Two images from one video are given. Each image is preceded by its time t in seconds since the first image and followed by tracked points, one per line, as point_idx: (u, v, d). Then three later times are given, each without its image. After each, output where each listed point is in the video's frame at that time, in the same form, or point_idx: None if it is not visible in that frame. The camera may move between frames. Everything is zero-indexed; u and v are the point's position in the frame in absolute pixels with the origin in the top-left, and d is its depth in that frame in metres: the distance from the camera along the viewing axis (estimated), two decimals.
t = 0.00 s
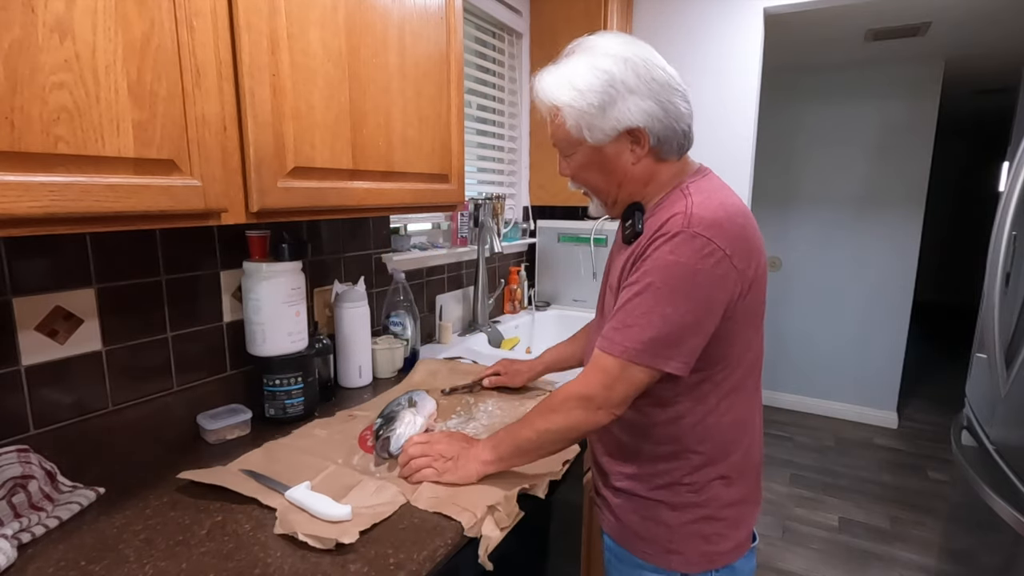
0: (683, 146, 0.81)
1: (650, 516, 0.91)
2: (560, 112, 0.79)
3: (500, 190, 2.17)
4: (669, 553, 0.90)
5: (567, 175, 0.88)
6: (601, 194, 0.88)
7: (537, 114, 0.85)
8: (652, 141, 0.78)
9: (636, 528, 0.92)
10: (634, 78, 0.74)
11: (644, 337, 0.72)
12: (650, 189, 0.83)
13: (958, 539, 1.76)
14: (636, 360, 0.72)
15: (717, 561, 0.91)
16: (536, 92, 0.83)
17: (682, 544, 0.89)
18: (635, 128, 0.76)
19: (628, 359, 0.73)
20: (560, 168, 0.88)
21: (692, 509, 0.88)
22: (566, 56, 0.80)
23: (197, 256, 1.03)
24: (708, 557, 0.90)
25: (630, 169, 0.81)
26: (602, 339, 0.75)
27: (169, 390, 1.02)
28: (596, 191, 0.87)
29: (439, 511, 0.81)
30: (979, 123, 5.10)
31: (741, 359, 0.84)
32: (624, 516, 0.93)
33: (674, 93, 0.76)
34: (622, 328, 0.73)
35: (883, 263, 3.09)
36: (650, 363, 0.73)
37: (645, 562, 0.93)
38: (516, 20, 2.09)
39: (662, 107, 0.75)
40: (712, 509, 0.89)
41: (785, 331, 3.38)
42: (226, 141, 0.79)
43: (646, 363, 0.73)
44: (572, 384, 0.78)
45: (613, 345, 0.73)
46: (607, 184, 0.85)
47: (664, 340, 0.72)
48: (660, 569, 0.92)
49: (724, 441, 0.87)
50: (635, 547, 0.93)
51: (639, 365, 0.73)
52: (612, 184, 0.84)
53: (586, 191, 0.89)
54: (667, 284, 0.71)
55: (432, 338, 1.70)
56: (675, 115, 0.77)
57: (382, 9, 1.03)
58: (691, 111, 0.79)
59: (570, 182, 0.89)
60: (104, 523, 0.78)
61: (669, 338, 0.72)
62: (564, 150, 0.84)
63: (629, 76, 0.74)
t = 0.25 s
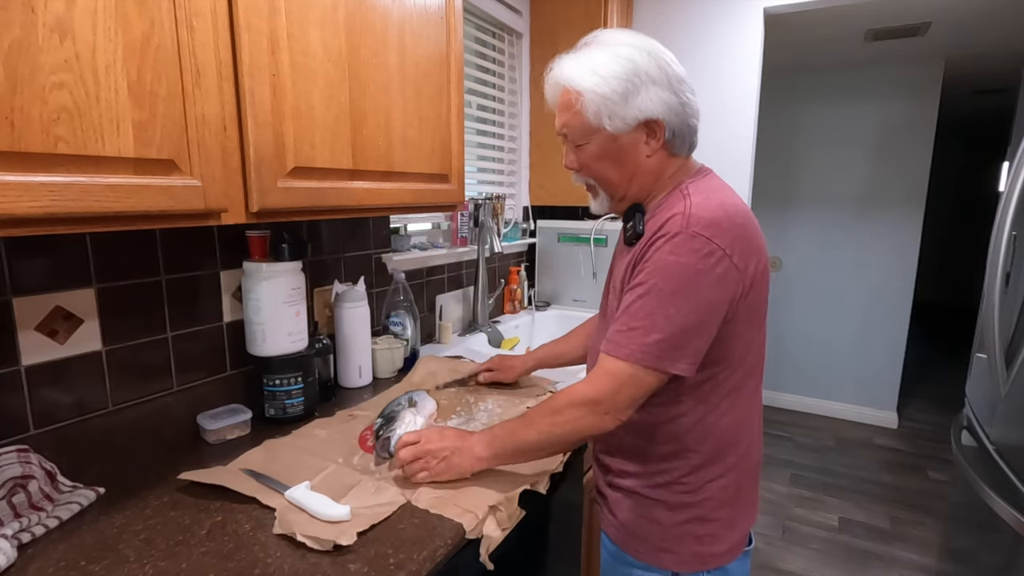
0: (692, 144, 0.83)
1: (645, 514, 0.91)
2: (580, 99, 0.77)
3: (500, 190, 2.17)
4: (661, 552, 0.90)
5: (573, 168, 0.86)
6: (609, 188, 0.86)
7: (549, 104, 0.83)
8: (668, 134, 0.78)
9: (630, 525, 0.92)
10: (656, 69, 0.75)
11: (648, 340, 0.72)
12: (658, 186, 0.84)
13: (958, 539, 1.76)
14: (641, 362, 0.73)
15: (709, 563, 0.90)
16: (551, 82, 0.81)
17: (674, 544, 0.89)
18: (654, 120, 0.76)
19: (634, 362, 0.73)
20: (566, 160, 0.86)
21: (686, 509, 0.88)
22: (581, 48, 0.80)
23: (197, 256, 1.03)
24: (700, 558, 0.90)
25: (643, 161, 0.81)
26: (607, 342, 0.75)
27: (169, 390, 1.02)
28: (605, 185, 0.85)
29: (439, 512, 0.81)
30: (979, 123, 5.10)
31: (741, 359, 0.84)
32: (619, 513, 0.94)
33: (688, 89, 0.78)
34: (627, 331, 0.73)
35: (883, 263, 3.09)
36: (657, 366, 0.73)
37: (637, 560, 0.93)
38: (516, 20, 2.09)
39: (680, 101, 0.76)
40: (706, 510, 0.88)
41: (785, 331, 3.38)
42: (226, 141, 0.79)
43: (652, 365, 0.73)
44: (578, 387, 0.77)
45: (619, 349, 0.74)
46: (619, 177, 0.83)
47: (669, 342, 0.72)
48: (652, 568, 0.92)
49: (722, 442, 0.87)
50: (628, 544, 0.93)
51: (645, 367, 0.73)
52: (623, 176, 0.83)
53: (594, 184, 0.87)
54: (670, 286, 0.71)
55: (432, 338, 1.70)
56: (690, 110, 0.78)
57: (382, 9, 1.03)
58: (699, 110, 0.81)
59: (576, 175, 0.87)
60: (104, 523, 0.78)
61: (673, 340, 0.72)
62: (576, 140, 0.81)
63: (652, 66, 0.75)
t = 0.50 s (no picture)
0: (690, 145, 0.83)
1: (638, 520, 0.91)
2: (581, 92, 0.76)
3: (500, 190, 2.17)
4: (654, 558, 0.90)
5: (569, 163, 0.86)
6: (604, 185, 0.85)
7: (547, 96, 0.82)
8: (667, 133, 0.78)
9: (624, 532, 0.93)
10: (659, 66, 0.75)
11: (622, 337, 0.69)
12: (654, 186, 0.83)
13: (958, 539, 1.77)
14: (613, 361, 0.70)
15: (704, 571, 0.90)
16: (551, 73, 0.80)
17: (667, 551, 0.89)
18: (654, 118, 0.76)
19: (607, 359, 0.70)
20: (563, 155, 0.85)
21: (679, 517, 0.88)
22: (582, 41, 0.79)
23: (197, 256, 1.03)
24: (694, 566, 0.89)
25: (641, 160, 0.81)
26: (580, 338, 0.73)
27: (169, 390, 1.02)
28: (602, 183, 0.84)
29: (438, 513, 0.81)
30: (979, 123, 5.10)
31: (733, 365, 0.84)
32: (614, 519, 0.94)
33: (689, 88, 0.78)
34: (600, 326, 0.71)
35: (883, 263, 3.09)
36: (629, 367, 0.70)
37: (631, 567, 0.93)
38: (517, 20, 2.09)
39: (681, 99, 0.76)
40: (699, 518, 0.88)
41: (785, 331, 3.38)
42: (226, 141, 0.79)
43: (624, 364, 0.70)
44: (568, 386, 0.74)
45: (589, 344, 0.71)
46: (616, 175, 0.82)
47: (643, 340, 0.69)
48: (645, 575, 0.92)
49: (715, 448, 0.86)
50: (622, 550, 0.94)
51: (616, 366, 0.70)
52: (620, 174, 0.82)
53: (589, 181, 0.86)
54: (648, 283, 0.70)
55: (432, 338, 1.70)
56: (690, 110, 0.78)
57: (382, 9, 1.03)
58: (699, 110, 0.82)
59: (571, 171, 0.86)
60: (104, 523, 0.78)
61: (648, 338, 0.70)
62: (573, 134, 0.80)
63: (655, 63, 0.74)
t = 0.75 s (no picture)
0: (681, 143, 0.81)
1: (632, 538, 0.89)
2: (563, 89, 0.75)
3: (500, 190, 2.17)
4: None
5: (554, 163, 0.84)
6: (590, 186, 0.84)
7: (531, 92, 0.80)
8: (654, 131, 0.76)
9: (620, 550, 0.91)
10: (646, 60, 0.72)
11: (594, 347, 0.66)
12: (642, 186, 0.81)
13: (958, 539, 1.77)
14: (583, 373, 0.66)
15: None
16: (534, 68, 0.78)
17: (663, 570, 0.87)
18: (639, 115, 0.74)
19: (578, 370, 0.66)
20: (547, 155, 0.84)
21: (674, 535, 0.86)
22: (566, 32, 0.77)
23: (197, 256, 1.03)
24: None
25: (628, 160, 0.79)
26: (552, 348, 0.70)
27: (169, 390, 1.02)
28: (587, 183, 0.83)
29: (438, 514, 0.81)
30: (979, 123, 5.10)
31: (722, 377, 0.80)
32: (610, 536, 0.93)
33: (680, 83, 0.76)
34: (571, 335, 0.67)
35: (883, 263, 3.09)
36: (600, 379, 0.66)
37: None
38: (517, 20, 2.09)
39: (670, 95, 0.74)
40: (695, 536, 0.85)
41: (785, 331, 3.38)
42: (226, 141, 0.79)
43: (595, 375, 0.66)
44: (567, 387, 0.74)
45: (559, 351, 0.68)
46: (601, 175, 0.81)
47: (616, 350, 0.66)
48: None
49: (708, 465, 0.83)
50: (620, 568, 0.92)
51: (587, 377, 0.66)
52: (605, 175, 0.81)
53: (574, 181, 0.85)
54: (622, 290, 0.66)
55: (432, 338, 1.70)
56: (680, 106, 0.76)
57: (382, 9, 1.03)
58: (692, 105, 0.79)
59: (557, 170, 0.85)
60: (104, 523, 0.78)
61: (621, 348, 0.66)
62: (557, 133, 0.79)
63: (641, 57, 0.72)
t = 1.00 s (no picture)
0: (691, 136, 0.79)
1: (627, 560, 0.86)
2: (574, 74, 0.71)
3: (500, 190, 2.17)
4: None
5: (558, 157, 0.80)
6: (598, 181, 0.80)
7: (536, 79, 0.76)
8: (668, 121, 0.74)
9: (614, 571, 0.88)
10: (660, 46, 0.70)
11: (618, 365, 0.64)
12: (652, 181, 0.79)
13: (958, 539, 1.77)
14: (609, 394, 0.65)
15: None
16: (541, 53, 0.75)
17: None
18: (653, 103, 0.72)
19: (603, 392, 0.65)
20: (552, 148, 0.80)
21: (669, 557, 0.83)
22: (572, 17, 0.74)
23: (197, 255, 1.03)
24: None
25: (640, 152, 0.76)
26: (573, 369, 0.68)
27: (169, 390, 1.02)
28: (595, 178, 0.79)
29: (438, 512, 0.81)
30: (979, 123, 5.10)
31: (730, 391, 0.77)
32: (602, 558, 0.89)
33: (692, 71, 0.74)
34: (594, 355, 0.65)
35: (883, 263, 3.09)
36: (628, 399, 0.64)
37: None
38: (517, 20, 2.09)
39: (683, 83, 0.72)
40: (691, 558, 0.82)
41: (785, 331, 3.38)
42: (226, 141, 0.79)
43: (620, 396, 0.65)
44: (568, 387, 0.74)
45: (584, 376, 0.66)
46: (612, 169, 0.78)
47: (642, 367, 0.64)
48: None
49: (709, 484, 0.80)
50: None
51: (614, 399, 0.65)
52: (616, 168, 0.77)
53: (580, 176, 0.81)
54: (644, 302, 0.64)
55: (432, 338, 1.70)
56: (694, 95, 0.74)
57: (382, 9, 1.03)
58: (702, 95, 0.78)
59: (562, 164, 0.81)
60: (104, 523, 0.78)
61: (646, 364, 0.64)
62: (565, 122, 0.75)
63: (656, 42, 0.70)
